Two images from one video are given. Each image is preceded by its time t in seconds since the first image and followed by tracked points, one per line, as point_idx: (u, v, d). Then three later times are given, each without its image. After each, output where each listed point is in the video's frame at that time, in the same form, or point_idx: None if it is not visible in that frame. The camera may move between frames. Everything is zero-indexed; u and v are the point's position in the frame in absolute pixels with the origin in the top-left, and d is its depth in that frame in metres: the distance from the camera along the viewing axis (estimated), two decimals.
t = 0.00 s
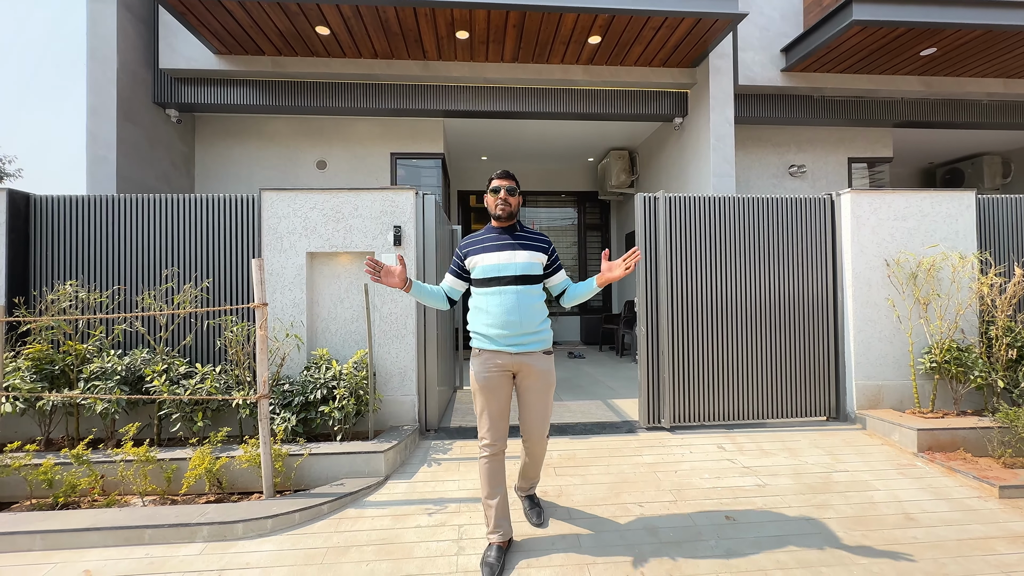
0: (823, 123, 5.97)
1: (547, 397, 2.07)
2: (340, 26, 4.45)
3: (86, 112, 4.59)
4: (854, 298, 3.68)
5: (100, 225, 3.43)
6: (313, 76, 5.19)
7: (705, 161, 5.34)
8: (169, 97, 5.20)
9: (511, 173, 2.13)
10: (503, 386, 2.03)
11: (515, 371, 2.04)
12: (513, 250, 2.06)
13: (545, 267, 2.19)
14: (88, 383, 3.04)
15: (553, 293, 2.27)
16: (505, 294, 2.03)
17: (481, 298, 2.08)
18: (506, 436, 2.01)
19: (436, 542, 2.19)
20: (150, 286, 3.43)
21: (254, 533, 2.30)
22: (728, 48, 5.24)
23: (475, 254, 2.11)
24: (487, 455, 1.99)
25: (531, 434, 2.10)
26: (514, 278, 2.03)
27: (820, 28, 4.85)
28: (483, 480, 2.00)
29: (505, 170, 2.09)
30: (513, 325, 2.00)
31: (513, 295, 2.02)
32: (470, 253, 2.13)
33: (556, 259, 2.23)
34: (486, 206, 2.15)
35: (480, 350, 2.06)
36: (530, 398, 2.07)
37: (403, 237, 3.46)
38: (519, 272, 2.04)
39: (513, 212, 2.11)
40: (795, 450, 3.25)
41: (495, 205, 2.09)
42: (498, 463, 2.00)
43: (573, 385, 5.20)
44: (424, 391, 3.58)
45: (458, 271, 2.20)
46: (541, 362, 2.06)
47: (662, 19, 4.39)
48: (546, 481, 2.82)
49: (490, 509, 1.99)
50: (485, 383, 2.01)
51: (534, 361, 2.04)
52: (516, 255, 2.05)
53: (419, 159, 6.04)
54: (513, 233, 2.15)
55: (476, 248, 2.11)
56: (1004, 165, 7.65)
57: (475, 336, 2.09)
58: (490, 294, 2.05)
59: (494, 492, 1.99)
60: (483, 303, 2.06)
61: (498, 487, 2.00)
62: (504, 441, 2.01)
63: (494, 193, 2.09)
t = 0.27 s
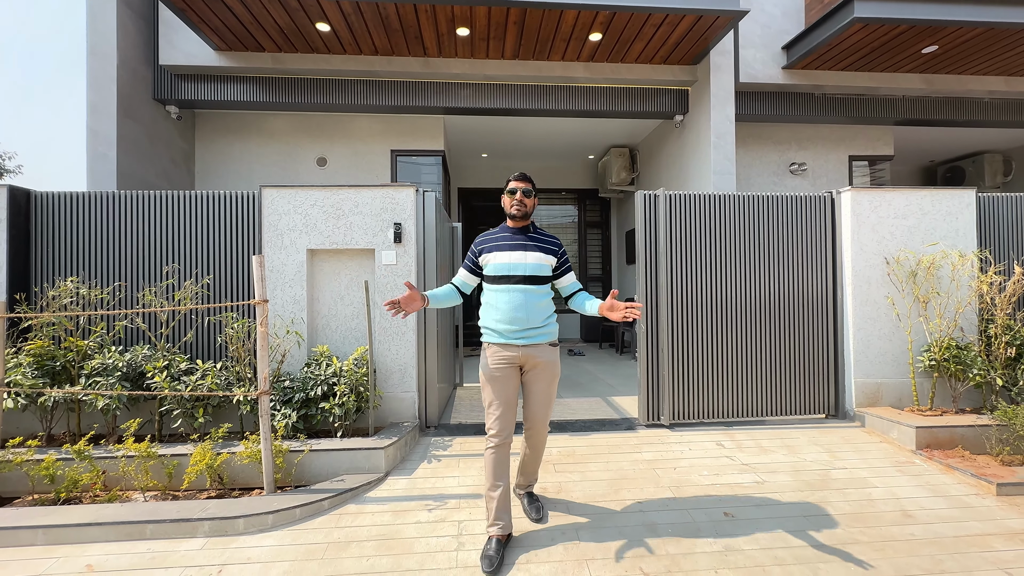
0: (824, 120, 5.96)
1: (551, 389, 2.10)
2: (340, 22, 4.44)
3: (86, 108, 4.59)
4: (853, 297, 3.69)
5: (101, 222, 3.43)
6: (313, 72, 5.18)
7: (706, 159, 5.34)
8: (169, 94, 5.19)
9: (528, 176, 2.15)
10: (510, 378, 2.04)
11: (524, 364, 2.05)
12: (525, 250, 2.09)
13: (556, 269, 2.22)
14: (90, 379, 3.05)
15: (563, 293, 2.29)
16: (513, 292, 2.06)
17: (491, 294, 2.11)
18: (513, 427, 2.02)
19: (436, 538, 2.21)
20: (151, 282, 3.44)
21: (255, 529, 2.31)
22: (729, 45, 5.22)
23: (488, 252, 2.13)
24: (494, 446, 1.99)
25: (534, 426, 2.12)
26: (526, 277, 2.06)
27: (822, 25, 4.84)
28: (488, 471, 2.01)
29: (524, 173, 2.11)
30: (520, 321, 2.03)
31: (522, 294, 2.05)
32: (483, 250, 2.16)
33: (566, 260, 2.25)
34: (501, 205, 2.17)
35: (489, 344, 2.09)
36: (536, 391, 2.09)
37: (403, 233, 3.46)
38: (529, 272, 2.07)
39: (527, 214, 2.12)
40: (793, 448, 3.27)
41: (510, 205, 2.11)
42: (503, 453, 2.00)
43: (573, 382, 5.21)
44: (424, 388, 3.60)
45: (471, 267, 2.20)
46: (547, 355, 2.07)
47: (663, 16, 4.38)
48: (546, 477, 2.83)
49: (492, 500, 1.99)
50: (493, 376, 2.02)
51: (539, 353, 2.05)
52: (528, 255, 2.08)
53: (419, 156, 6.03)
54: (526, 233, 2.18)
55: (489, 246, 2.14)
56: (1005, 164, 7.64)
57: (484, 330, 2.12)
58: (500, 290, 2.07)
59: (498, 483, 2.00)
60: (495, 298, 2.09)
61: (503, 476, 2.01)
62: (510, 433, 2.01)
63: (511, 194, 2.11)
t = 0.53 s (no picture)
0: (825, 118, 5.95)
1: (553, 380, 2.13)
2: (340, 19, 4.43)
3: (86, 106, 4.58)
4: (853, 295, 3.70)
5: (101, 219, 3.43)
6: (313, 69, 5.17)
7: (706, 157, 5.34)
8: (168, 91, 5.19)
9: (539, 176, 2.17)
10: (513, 367, 2.06)
11: (527, 354, 2.08)
12: (532, 248, 2.09)
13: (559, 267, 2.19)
14: (91, 375, 3.06)
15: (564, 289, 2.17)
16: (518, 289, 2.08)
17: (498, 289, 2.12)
18: (517, 416, 2.04)
19: (436, 534, 2.21)
20: (151, 279, 3.44)
21: (256, 525, 2.32)
22: (730, 43, 5.22)
23: (497, 249, 2.13)
24: (497, 435, 2.01)
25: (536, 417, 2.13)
26: (533, 274, 2.08)
27: (823, 23, 4.83)
28: (491, 459, 2.02)
29: (535, 172, 2.11)
30: (524, 317, 2.05)
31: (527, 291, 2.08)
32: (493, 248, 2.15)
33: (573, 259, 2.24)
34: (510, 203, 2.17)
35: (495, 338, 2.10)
36: (539, 382, 2.11)
37: (403, 231, 3.46)
38: (535, 269, 2.08)
39: (536, 212, 2.13)
40: (793, 445, 3.27)
41: (520, 203, 2.11)
42: (506, 441, 2.02)
43: (574, 380, 5.22)
44: (425, 385, 3.60)
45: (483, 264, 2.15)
46: (550, 347, 2.11)
47: (664, 13, 4.37)
48: (546, 474, 2.84)
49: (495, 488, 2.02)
50: (497, 364, 2.05)
51: (542, 344, 2.09)
52: (535, 252, 2.09)
53: (419, 154, 6.03)
54: (534, 231, 2.18)
55: (497, 243, 2.14)
56: (1006, 162, 7.64)
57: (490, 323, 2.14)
58: (506, 286, 2.09)
59: (500, 471, 2.02)
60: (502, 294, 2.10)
61: (506, 463, 2.03)
62: (513, 421, 2.04)
63: (520, 191, 2.10)
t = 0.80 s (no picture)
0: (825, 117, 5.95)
1: (555, 375, 2.14)
2: (340, 17, 4.42)
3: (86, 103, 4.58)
4: (853, 293, 3.70)
5: (101, 216, 3.44)
6: (313, 67, 5.16)
7: (706, 156, 5.34)
8: (168, 89, 5.18)
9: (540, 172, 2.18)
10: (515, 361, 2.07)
11: (529, 349, 2.08)
12: (534, 243, 2.10)
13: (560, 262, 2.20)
14: (91, 373, 3.06)
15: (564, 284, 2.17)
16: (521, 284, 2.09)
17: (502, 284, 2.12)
18: (519, 410, 2.04)
19: (437, 532, 2.22)
20: (151, 277, 3.45)
21: (257, 522, 2.33)
22: (730, 42, 5.21)
23: (500, 244, 2.13)
24: (499, 428, 2.02)
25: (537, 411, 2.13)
26: (536, 269, 2.09)
27: (824, 21, 4.82)
28: (493, 452, 2.03)
29: (536, 168, 2.13)
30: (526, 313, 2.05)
31: (529, 286, 2.09)
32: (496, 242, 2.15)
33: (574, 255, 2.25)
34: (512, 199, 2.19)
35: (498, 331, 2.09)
36: (540, 376, 2.11)
37: (403, 229, 3.46)
38: (538, 264, 2.09)
39: (538, 208, 2.14)
40: (792, 444, 3.28)
41: (521, 198, 2.13)
42: (508, 435, 2.02)
43: (574, 379, 5.22)
44: (425, 383, 3.61)
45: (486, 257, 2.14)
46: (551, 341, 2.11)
47: (664, 11, 4.37)
48: (546, 472, 2.84)
49: (496, 481, 2.06)
50: (499, 358, 2.05)
51: (545, 340, 2.08)
52: (537, 248, 2.10)
53: (419, 153, 6.02)
54: (536, 227, 2.18)
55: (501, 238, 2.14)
56: (1006, 161, 7.63)
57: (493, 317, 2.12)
58: (509, 281, 2.10)
59: (502, 465, 2.03)
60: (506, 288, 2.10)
61: (508, 458, 2.04)
62: (515, 416, 2.04)
63: (523, 187, 2.12)
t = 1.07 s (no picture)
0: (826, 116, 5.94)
1: (555, 373, 2.14)
2: (340, 16, 4.42)
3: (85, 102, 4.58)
4: (853, 292, 3.70)
5: (101, 215, 3.43)
6: (312, 66, 5.15)
7: (706, 154, 5.33)
8: (168, 88, 5.18)
9: (538, 169, 2.17)
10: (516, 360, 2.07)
11: (531, 348, 2.08)
12: (534, 242, 2.10)
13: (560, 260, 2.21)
14: (91, 372, 3.06)
15: (563, 283, 2.19)
16: (521, 283, 2.09)
17: (502, 283, 2.11)
18: (521, 409, 2.04)
19: (437, 530, 2.22)
20: (152, 276, 3.45)
21: (257, 521, 2.33)
22: (730, 40, 5.20)
23: (500, 243, 2.12)
24: (502, 428, 2.01)
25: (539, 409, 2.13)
26: (537, 268, 2.09)
27: (825, 20, 4.81)
28: (497, 453, 2.02)
29: (535, 166, 2.13)
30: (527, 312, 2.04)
31: (530, 285, 2.09)
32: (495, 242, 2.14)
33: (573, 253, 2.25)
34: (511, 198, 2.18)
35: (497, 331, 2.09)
36: (541, 375, 2.12)
37: (403, 227, 3.46)
38: (538, 263, 2.08)
39: (538, 207, 2.14)
40: (792, 442, 3.28)
41: (521, 198, 2.13)
42: (511, 435, 2.02)
43: (573, 377, 5.22)
44: (425, 382, 3.61)
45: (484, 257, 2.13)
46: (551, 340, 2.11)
47: (665, 10, 4.36)
48: (546, 471, 2.85)
49: (501, 482, 2.05)
50: (501, 359, 2.04)
51: (545, 339, 2.08)
52: (537, 247, 2.09)
53: (419, 152, 6.02)
54: (535, 226, 2.18)
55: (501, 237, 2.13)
56: (1007, 160, 7.62)
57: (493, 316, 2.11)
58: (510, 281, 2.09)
59: (506, 465, 2.03)
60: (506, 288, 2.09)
61: (511, 458, 2.03)
62: (517, 415, 2.04)
63: (522, 185, 2.12)
